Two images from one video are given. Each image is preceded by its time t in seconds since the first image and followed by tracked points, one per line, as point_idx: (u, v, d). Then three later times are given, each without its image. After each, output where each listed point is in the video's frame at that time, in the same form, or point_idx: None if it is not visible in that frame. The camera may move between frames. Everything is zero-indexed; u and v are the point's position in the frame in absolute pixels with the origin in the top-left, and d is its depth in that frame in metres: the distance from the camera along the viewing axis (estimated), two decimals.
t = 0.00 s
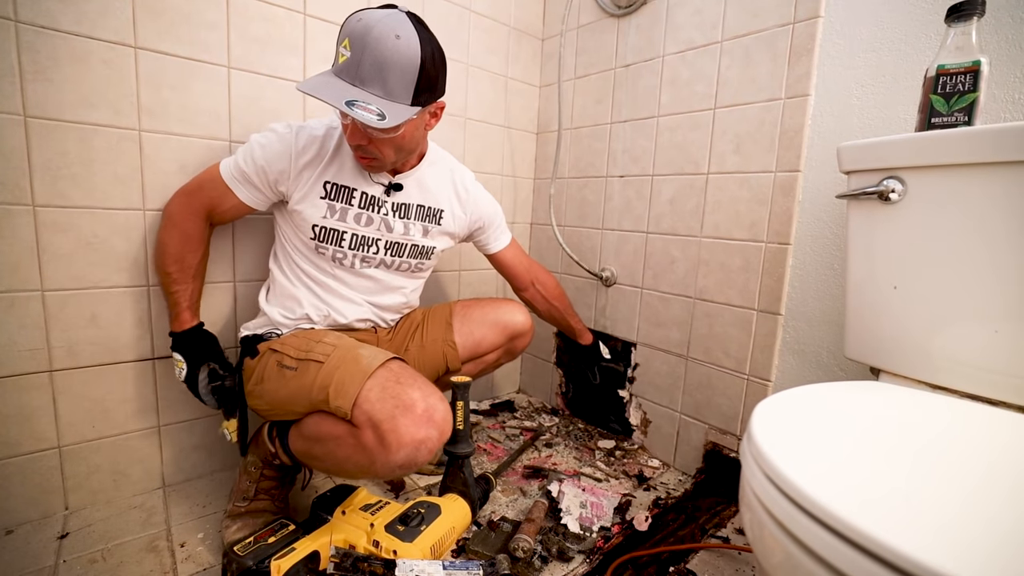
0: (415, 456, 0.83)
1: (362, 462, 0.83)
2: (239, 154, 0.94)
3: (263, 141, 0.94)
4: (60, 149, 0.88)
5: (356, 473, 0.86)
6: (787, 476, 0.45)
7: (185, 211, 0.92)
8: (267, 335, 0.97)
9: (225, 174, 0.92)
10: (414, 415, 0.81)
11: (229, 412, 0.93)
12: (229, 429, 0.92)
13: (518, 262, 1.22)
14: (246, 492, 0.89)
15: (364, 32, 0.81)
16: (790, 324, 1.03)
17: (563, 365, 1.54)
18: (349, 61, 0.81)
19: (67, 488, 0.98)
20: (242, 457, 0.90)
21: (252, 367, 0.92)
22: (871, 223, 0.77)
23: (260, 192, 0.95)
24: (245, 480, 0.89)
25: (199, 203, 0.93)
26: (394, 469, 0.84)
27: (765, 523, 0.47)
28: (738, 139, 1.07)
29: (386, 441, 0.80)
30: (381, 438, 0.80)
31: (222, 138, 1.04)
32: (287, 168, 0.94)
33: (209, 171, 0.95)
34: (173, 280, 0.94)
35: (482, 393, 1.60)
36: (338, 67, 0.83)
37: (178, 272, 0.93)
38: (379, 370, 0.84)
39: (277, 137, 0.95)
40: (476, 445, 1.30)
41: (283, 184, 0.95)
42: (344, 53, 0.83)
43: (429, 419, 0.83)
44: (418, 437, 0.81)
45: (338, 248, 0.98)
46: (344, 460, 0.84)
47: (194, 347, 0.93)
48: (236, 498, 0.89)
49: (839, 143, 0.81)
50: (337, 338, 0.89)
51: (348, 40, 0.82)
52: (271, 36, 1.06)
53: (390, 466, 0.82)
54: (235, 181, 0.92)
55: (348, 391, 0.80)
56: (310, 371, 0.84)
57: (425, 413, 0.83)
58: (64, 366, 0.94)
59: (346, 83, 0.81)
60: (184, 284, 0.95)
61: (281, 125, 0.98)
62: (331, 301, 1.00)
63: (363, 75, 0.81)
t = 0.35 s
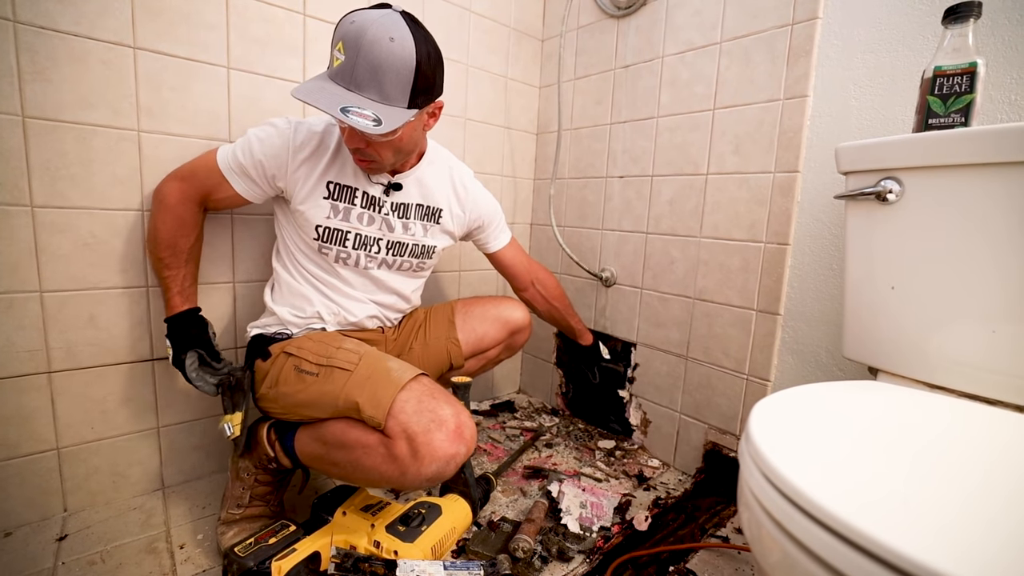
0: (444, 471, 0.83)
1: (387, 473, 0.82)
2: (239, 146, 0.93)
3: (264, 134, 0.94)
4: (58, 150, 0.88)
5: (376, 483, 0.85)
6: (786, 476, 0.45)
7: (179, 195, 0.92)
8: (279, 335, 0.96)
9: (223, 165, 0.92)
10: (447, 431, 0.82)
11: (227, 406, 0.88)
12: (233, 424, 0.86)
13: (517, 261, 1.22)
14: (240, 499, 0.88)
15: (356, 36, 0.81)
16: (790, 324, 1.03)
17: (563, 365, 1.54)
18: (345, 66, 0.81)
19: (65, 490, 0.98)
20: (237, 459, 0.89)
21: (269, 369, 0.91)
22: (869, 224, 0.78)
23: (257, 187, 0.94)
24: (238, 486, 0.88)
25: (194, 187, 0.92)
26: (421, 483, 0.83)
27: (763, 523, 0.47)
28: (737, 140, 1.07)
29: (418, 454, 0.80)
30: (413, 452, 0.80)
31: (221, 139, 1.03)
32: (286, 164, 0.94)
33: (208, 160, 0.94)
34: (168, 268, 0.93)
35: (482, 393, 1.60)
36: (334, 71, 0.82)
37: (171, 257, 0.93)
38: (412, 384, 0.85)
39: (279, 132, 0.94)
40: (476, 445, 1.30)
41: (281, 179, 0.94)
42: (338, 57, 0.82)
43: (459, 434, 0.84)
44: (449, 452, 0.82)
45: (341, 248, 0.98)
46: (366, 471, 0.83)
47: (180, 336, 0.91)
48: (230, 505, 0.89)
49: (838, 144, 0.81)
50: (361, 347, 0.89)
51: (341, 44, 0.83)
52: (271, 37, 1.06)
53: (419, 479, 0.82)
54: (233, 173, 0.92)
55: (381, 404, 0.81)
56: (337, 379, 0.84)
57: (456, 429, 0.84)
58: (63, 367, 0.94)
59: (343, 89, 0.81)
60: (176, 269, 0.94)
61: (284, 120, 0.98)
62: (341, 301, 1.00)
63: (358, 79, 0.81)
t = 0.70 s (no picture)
0: (432, 466, 0.82)
1: (374, 472, 0.82)
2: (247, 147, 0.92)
3: (269, 133, 0.93)
4: (54, 149, 0.88)
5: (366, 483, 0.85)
6: (783, 476, 0.45)
7: (195, 197, 0.92)
8: (270, 339, 0.96)
9: (230, 166, 0.91)
10: (433, 427, 0.81)
11: (217, 413, 0.88)
12: (222, 431, 0.86)
13: (511, 262, 1.23)
14: (236, 500, 0.88)
15: (444, 41, 0.81)
16: (787, 323, 1.03)
17: (561, 365, 1.54)
18: (417, 63, 0.80)
19: (62, 491, 0.97)
20: (230, 461, 0.88)
21: (260, 373, 0.91)
22: (865, 224, 0.78)
23: (266, 189, 0.94)
24: (233, 488, 0.88)
25: (211, 188, 0.92)
26: (409, 480, 0.82)
27: (759, 522, 0.47)
28: (735, 140, 1.08)
29: (404, 450, 0.79)
30: (397, 449, 0.79)
31: (219, 139, 1.03)
32: (292, 164, 0.93)
33: (215, 161, 0.93)
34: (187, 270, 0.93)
35: (480, 393, 1.60)
36: (400, 67, 0.80)
37: (190, 257, 0.92)
38: (397, 380, 0.84)
39: (286, 132, 0.93)
40: (474, 445, 1.30)
41: (288, 179, 0.94)
42: (423, 61, 0.80)
43: (445, 429, 0.83)
44: (436, 447, 0.81)
45: (341, 247, 0.98)
46: (355, 470, 0.83)
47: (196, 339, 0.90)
48: (226, 506, 0.88)
49: (834, 145, 0.82)
50: (349, 347, 0.89)
51: (421, 46, 0.80)
52: (269, 37, 1.06)
53: (407, 476, 0.81)
54: (240, 174, 0.91)
55: (366, 401, 0.80)
56: (323, 379, 0.84)
57: (443, 424, 0.83)
58: (59, 367, 0.94)
59: (417, 87, 0.80)
60: (197, 269, 0.93)
61: (288, 118, 0.97)
62: (332, 301, 1.00)
63: (459, 84, 0.82)
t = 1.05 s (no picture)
0: (386, 455, 0.79)
1: (333, 463, 0.81)
2: (265, 143, 0.90)
3: (289, 130, 0.91)
4: (48, 149, 0.87)
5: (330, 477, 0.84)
6: (780, 477, 0.45)
7: (199, 195, 0.88)
8: (258, 338, 0.96)
9: (244, 161, 0.89)
10: (384, 412, 0.78)
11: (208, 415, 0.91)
12: (211, 431, 0.90)
13: (511, 264, 1.24)
14: (228, 502, 0.88)
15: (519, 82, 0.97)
16: (783, 323, 1.04)
17: (558, 365, 1.54)
18: (507, 101, 0.94)
19: (56, 492, 0.97)
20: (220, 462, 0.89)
21: (242, 368, 0.92)
22: (860, 225, 0.78)
23: (283, 187, 0.93)
24: (226, 489, 0.87)
25: (217, 187, 0.89)
26: (366, 470, 0.80)
27: (754, 522, 0.47)
28: (731, 141, 1.08)
29: (356, 437, 0.78)
30: (349, 437, 0.78)
31: (215, 139, 1.03)
32: (310, 163, 0.92)
33: (229, 153, 0.90)
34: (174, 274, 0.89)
35: (477, 394, 1.59)
36: (494, 101, 0.93)
37: (179, 258, 0.88)
38: (354, 367, 0.83)
39: (306, 131, 0.92)
40: (471, 446, 1.30)
41: (307, 179, 0.93)
42: (512, 100, 0.95)
43: (400, 415, 0.80)
44: (388, 434, 0.78)
45: (351, 247, 0.98)
46: (316, 463, 0.82)
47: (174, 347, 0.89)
48: (219, 508, 0.88)
49: (830, 145, 0.82)
50: (319, 339, 0.89)
51: (512, 88, 0.95)
52: (266, 37, 1.05)
53: (361, 465, 0.79)
54: (257, 170, 0.90)
55: (320, 388, 0.80)
56: (285, 370, 0.85)
57: (397, 410, 0.80)
58: (54, 368, 0.93)
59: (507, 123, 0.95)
60: (181, 271, 0.89)
61: (304, 116, 0.95)
62: (324, 302, 0.99)
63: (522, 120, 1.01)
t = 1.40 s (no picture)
0: (379, 455, 0.79)
1: (325, 464, 0.80)
2: (263, 145, 0.90)
3: (286, 131, 0.91)
4: (45, 149, 0.87)
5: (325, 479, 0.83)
6: (778, 478, 0.45)
7: (200, 200, 0.88)
8: (255, 338, 0.95)
9: (244, 164, 0.89)
10: (376, 412, 0.78)
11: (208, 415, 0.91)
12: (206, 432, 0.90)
13: (505, 270, 1.24)
14: (225, 502, 0.87)
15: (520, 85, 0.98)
16: (781, 324, 1.04)
17: (556, 365, 1.54)
18: (509, 103, 0.95)
19: (53, 492, 0.96)
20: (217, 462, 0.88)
21: (238, 369, 0.92)
22: (858, 226, 0.78)
23: (282, 188, 0.93)
24: (223, 490, 0.87)
25: (219, 190, 0.89)
26: (358, 470, 0.80)
27: (751, 522, 0.47)
28: (729, 141, 1.08)
29: (348, 437, 0.77)
30: (341, 437, 0.77)
31: (213, 138, 1.03)
32: (309, 164, 0.92)
33: (228, 157, 0.90)
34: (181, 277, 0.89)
35: (475, 394, 1.59)
36: (497, 101, 0.94)
37: (183, 261, 0.88)
38: (347, 367, 0.83)
39: (303, 132, 0.91)
40: (469, 446, 1.30)
41: (306, 179, 0.93)
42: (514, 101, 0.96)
43: (393, 416, 0.80)
44: (381, 434, 0.78)
45: (348, 246, 0.98)
46: (308, 464, 0.82)
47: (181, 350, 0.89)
48: (217, 509, 0.88)
49: (828, 146, 0.82)
50: (315, 339, 0.89)
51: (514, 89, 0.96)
52: (264, 37, 1.05)
53: (353, 466, 0.79)
54: (256, 172, 0.90)
55: (314, 388, 0.80)
56: (280, 370, 0.85)
57: (390, 409, 0.79)
58: (51, 368, 0.93)
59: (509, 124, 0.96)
60: (185, 275, 0.90)
61: (301, 116, 0.95)
62: (321, 302, 0.99)
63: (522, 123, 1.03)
